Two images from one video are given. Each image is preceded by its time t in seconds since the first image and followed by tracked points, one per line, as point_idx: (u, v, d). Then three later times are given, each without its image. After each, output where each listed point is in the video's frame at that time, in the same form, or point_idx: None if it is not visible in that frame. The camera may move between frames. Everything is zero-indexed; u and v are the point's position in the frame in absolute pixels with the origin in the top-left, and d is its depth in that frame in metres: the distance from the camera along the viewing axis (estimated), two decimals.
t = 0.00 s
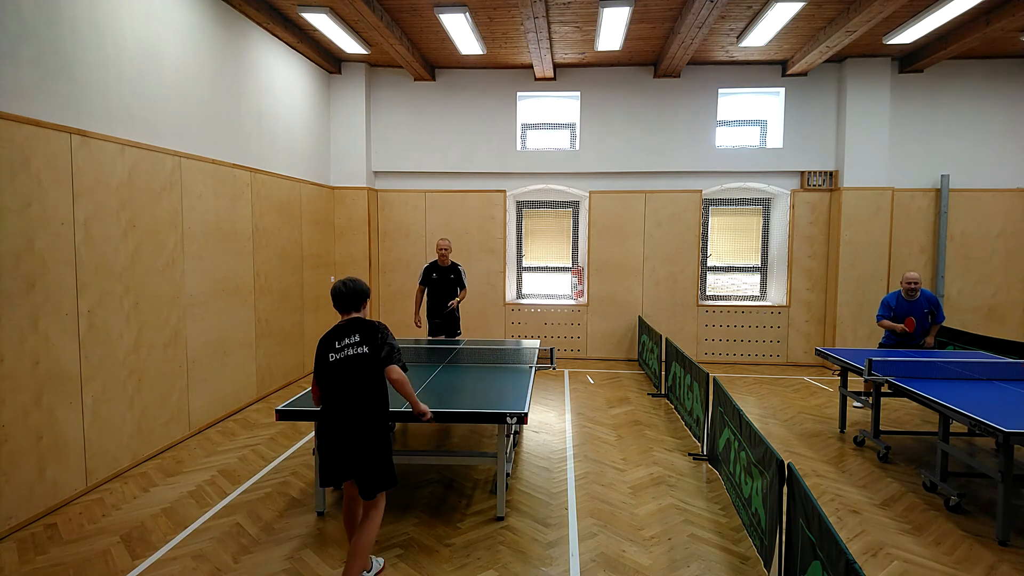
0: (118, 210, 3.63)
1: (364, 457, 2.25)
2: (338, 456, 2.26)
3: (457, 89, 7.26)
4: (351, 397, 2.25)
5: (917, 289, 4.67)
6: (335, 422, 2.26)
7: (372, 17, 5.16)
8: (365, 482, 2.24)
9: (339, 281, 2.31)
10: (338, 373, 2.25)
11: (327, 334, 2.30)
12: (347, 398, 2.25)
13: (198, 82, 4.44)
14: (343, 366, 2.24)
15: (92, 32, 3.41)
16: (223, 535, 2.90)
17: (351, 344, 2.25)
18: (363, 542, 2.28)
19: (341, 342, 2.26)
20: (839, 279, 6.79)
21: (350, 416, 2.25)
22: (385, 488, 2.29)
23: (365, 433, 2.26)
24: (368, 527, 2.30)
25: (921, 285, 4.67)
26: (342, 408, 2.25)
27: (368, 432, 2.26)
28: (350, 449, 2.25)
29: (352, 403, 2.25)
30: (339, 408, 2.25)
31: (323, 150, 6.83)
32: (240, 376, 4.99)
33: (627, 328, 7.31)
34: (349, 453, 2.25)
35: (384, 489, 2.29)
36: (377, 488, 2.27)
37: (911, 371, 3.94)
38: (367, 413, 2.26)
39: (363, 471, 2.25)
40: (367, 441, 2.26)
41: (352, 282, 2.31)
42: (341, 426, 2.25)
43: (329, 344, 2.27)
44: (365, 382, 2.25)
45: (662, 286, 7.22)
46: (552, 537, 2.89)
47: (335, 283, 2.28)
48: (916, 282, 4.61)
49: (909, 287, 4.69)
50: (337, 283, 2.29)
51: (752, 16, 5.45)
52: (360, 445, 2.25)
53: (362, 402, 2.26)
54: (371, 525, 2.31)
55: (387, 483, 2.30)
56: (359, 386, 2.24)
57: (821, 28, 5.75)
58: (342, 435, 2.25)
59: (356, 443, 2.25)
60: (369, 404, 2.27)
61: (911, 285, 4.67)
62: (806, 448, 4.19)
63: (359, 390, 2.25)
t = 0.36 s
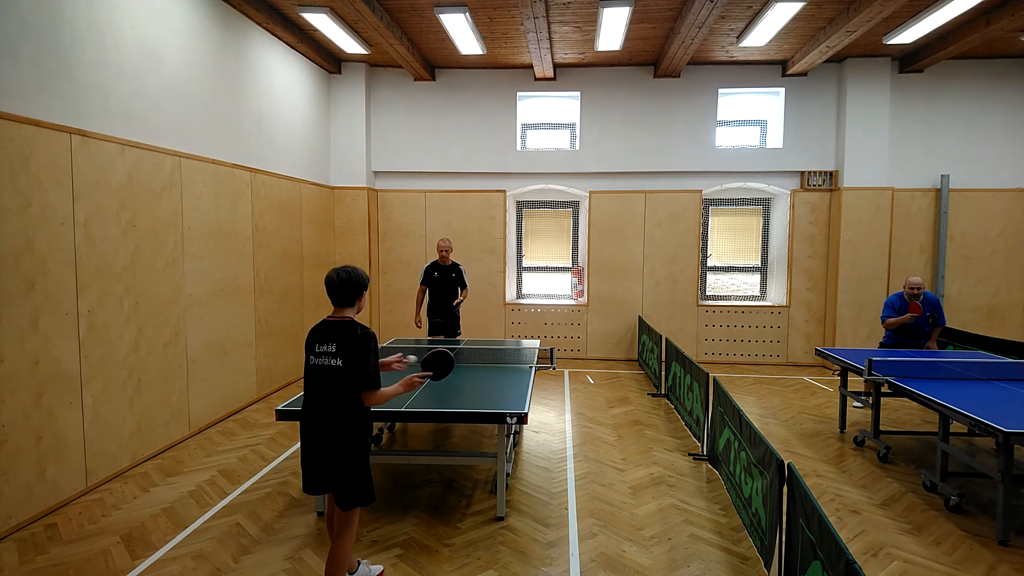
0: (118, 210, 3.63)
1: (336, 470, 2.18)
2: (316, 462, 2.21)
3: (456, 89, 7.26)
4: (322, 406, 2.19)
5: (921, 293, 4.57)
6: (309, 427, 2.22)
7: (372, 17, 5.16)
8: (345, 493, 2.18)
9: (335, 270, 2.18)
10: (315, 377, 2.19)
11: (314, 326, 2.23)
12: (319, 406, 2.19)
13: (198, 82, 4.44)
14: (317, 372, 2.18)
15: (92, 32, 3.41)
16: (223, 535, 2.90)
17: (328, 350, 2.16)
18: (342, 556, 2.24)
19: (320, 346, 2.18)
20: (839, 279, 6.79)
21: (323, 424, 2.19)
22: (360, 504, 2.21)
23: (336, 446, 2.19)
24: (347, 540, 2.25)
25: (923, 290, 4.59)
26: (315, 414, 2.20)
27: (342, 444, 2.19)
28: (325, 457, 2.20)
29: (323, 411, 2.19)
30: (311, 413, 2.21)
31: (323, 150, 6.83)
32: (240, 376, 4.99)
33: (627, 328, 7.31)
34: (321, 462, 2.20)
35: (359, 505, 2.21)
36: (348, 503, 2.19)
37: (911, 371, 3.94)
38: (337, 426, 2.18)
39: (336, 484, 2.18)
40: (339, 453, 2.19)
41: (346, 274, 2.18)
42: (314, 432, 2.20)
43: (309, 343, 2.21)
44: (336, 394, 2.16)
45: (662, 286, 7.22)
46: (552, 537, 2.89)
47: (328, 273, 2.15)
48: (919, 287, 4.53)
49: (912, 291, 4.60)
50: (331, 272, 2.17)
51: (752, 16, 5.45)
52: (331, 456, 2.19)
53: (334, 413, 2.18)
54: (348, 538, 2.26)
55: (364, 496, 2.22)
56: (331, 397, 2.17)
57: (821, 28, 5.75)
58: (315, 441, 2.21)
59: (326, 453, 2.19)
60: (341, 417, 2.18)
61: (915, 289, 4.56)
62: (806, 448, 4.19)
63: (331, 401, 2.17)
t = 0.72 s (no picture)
0: (118, 209, 3.63)
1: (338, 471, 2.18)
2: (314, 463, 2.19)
3: (456, 89, 7.26)
4: (325, 407, 2.18)
5: (921, 294, 4.63)
6: (308, 429, 2.19)
7: (372, 17, 5.16)
8: (344, 493, 2.19)
9: (331, 266, 2.18)
10: (317, 379, 2.18)
11: (312, 326, 2.20)
12: (321, 407, 2.18)
13: (198, 82, 4.44)
14: (321, 373, 2.17)
15: (92, 33, 3.41)
16: (224, 535, 2.90)
17: (335, 352, 2.16)
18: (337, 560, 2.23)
19: (325, 348, 2.17)
20: (839, 279, 6.79)
21: (325, 425, 2.18)
22: (361, 501, 2.23)
23: (340, 447, 2.19)
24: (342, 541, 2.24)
25: (923, 292, 4.64)
26: (316, 414, 2.19)
27: (344, 445, 2.19)
28: (325, 459, 2.18)
29: (325, 413, 2.18)
30: (313, 413, 2.18)
31: (323, 150, 6.82)
32: (240, 376, 4.99)
33: (627, 328, 7.30)
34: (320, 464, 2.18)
35: (357, 506, 2.21)
36: (347, 503, 2.19)
37: (911, 371, 3.94)
38: (340, 427, 2.18)
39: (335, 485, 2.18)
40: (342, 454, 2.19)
41: (345, 271, 2.19)
42: (314, 434, 2.19)
43: (310, 344, 2.18)
44: (342, 396, 2.18)
45: (662, 286, 7.22)
46: (553, 537, 2.89)
47: (326, 269, 2.15)
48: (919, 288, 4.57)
49: (912, 292, 4.65)
50: (329, 268, 2.17)
51: (753, 16, 5.45)
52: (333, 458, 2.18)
53: (338, 414, 2.18)
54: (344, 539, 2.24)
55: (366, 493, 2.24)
56: (336, 399, 2.17)
57: (821, 28, 5.75)
58: (314, 443, 2.19)
59: (328, 455, 2.18)
60: (344, 418, 2.19)
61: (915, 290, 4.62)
62: (806, 448, 4.19)
63: (335, 402, 2.18)
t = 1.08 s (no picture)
0: (118, 209, 3.63)
1: (332, 468, 2.20)
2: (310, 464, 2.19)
3: (456, 89, 7.26)
4: (318, 407, 2.17)
5: (921, 294, 4.62)
6: (300, 429, 2.19)
7: (372, 17, 5.16)
8: (341, 488, 2.22)
9: (329, 269, 2.21)
10: (308, 380, 2.16)
11: (304, 326, 2.19)
12: (314, 407, 2.17)
13: (197, 82, 4.44)
14: (314, 374, 2.16)
15: (92, 33, 3.41)
16: (224, 535, 2.90)
17: (329, 353, 2.16)
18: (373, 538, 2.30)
19: (318, 349, 2.16)
20: (839, 279, 6.79)
21: (318, 425, 2.18)
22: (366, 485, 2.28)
23: (334, 445, 2.20)
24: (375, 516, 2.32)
25: (924, 292, 4.63)
26: (308, 415, 2.18)
27: (339, 443, 2.20)
28: (319, 459, 2.19)
29: (318, 412, 2.18)
30: (305, 415, 2.17)
31: (323, 150, 6.82)
32: (240, 376, 4.98)
33: (628, 328, 7.30)
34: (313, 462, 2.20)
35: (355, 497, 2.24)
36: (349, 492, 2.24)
37: (911, 371, 3.94)
38: (332, 426, 2.18)
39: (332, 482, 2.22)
40: (336, 451, 2.20)
41: (344, 273, 2.22)
42: (307, 433, 2.19)
43: (304, 345, 2.16)
44: (335, 395, 2.18)
45: (662, 286, 7.22)
46: (553, 537, 2.89)
47: (326, 270, 2.19)
48: (919, 287, 4.57)
49: (912, 293, 4.65)
50: (327, 271, 2.20)
51: (753, 16, 5.45)
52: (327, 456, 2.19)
53: (331, 414, 2.19)
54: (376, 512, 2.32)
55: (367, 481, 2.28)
56: (329, 399, 2.17)
57: (821, 28, 5.75)
58: (306, 442, 2.19)
59: (321, 453, 2.19)
60: (337, 417, 2.19)
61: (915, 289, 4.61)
62: (806, 448, 4.19)
63: (327, 402, 2.17)
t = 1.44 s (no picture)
0: (118, 209, 3.62)
1: (352, 466, 2.21)
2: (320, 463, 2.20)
3: (456, 89, 7.26)
4: (342, 404, 2.20)
5: (922, 302, 4.66)
6: (321, 426, 2.21)
7: (372, 17, 5.16)
8: (362, 484, 2.23)
9: (360, 272, 2.22)
10: (334, 377, 2.19)
11: (333, 324, 2.22)
12: (338, 404, 2.20)
13: (198, 82, 4.44)
14: (339, 371, 2.18)
15: (92, 33, 3.41)
16: (224, 535, 2.90)
17: (355, 352, 2.18)
18: (402, 522, 2.38)
19: (343, 348, 2.18)
20: (839, 279, 6.79)
21: (340, 422, 2.20)
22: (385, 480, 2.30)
23: (355, 442, 2.21)
24: (398, 505, 2.36)
25: (925, 299, 4.67)
26: (330, 411, 2.21)
27: (360, 441, 2.21)
28: (336, 453, 2.20)
29: (342, 409, 2.20)
30: (328, 411, 2.20)
31: (323, 150, 6.82)
32: (240, 376, 4.99)
33: (627, 328, 7.30)
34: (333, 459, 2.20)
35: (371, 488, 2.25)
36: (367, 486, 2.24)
37: (911, 371, 3.94)
38: (355, 424, 2.20)
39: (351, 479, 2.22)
40: (356, 449, 2.21)
41: (373, 276, 2.23)
42: (328, 429, 2.20)
43: (330, 343, 2.19)
44: (358, 393, 2.19)
45: (662, 286, 7.22)
46: (553, 537, 2.89)
47: (357, 273, 2.21)
48: (920, 294, 4.63)
49: (914, 299, 4.69)
50: (357, 273, 2.21)
51: (753, 16, 5.46)
52: (349, 453, 2.20)
53: (354, 412, 2.20)
54: (398, 500, 2.36)
55: (384, 478, 2.29)
56: (352, 397, 2.19)
57: (821, 28, 5.75)
58: (327, 439, 2.20)
59: (342, 450, 2.20)
60: (360, 415, 2.21)
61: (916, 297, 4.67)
62: (806, 448, 4.19)
63: (350, 399, 2.20)
